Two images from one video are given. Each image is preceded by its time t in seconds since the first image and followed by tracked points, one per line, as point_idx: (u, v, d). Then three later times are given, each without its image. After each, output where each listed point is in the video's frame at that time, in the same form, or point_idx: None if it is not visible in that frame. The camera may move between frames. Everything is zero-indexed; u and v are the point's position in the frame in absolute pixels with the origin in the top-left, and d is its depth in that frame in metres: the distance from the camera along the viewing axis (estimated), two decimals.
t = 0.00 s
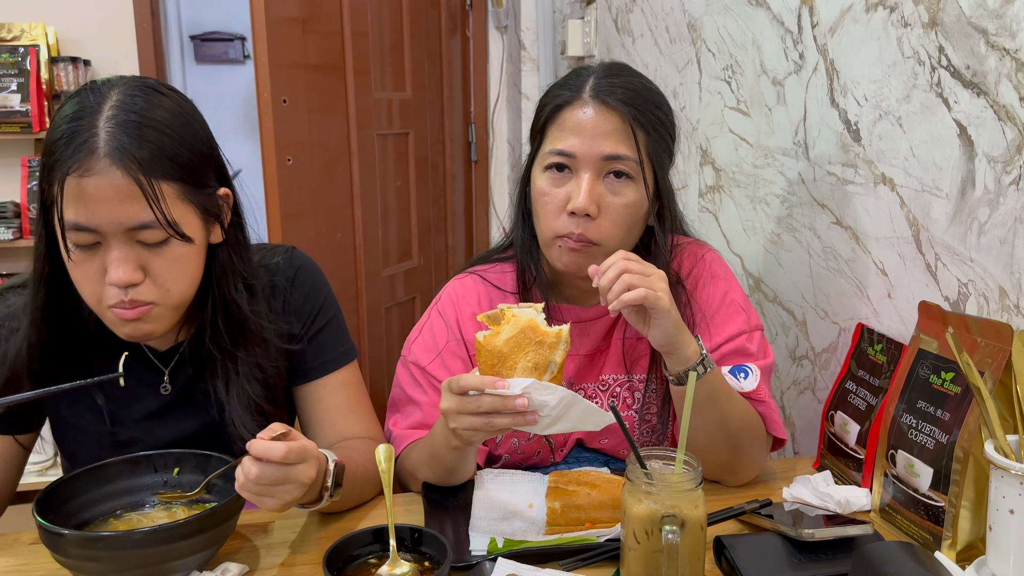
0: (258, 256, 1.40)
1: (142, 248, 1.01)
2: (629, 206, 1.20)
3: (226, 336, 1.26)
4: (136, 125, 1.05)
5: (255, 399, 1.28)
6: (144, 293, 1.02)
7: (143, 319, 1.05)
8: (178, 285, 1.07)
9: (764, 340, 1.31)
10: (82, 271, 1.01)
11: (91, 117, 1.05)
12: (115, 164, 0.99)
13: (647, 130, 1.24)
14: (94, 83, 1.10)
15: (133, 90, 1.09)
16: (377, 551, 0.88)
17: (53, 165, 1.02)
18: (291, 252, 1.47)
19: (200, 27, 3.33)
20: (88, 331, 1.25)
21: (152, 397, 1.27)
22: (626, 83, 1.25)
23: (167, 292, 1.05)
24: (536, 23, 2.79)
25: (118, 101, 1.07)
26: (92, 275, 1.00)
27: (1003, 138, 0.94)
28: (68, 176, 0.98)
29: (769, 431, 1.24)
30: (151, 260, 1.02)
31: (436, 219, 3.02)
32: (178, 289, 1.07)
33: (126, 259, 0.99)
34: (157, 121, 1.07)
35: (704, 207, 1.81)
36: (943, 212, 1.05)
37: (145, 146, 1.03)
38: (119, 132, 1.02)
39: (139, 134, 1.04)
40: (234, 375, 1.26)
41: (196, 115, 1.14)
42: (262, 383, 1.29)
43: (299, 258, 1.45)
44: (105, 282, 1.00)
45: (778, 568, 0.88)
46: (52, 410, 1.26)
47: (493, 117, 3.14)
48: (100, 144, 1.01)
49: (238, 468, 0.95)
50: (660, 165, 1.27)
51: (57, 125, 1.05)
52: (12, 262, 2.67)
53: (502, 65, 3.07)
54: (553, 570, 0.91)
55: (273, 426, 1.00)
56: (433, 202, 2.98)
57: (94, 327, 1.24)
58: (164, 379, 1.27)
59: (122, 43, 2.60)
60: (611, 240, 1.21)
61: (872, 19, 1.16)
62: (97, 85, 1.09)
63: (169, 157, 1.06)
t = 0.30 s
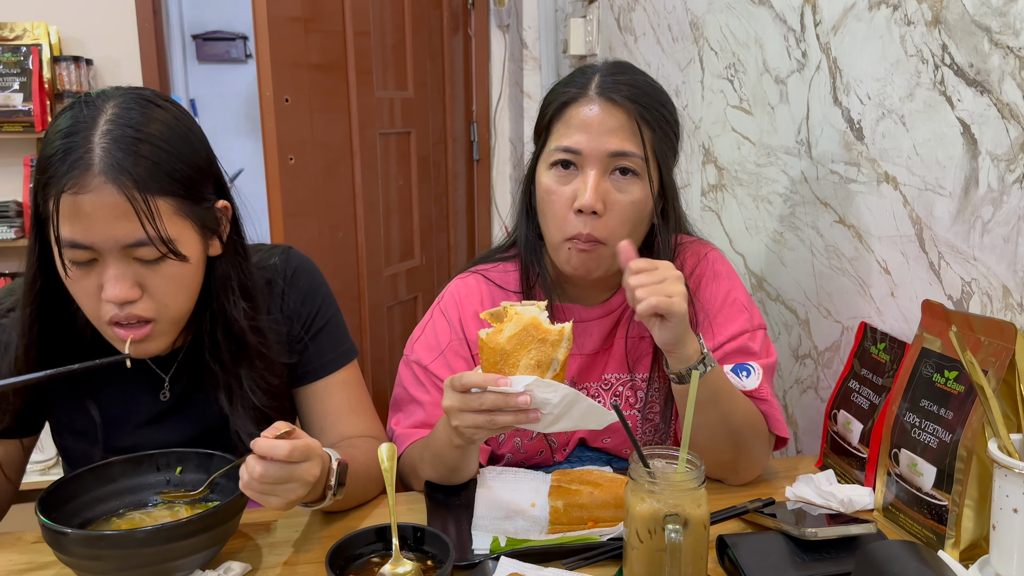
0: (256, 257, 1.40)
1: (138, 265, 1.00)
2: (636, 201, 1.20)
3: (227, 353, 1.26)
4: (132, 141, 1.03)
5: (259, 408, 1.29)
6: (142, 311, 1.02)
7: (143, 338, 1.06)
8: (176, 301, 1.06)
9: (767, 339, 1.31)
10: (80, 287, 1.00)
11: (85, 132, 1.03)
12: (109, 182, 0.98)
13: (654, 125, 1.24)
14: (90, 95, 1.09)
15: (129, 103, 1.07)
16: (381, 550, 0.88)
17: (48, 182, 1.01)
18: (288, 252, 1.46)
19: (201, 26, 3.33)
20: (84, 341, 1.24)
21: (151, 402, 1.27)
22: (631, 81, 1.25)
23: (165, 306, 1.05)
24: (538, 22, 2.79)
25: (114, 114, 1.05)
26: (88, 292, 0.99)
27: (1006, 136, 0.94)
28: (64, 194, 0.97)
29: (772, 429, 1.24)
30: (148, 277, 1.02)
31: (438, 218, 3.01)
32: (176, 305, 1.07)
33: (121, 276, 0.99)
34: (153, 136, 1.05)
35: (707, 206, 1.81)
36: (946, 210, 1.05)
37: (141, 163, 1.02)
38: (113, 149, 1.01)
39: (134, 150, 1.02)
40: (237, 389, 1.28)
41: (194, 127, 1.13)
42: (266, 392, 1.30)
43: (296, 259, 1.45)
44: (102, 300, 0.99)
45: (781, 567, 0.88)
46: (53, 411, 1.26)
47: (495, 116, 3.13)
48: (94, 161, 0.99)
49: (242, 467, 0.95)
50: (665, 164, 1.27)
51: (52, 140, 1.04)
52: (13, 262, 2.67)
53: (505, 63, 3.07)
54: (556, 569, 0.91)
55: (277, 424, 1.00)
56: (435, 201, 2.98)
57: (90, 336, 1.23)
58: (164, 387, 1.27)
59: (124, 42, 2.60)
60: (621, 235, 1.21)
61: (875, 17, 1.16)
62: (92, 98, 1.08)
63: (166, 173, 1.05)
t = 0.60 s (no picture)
0: (253, 257, 1.39)
1: (131, 277, 1.00)
2: (640, 201, 1.20)
3: (212, 364, 1.25)
4: (123, 152, 1.03)
5: (243, 423, 1.27)
6: (135, 321, 1.03)
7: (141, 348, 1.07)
8: (171, 313, 1.07)
9: (769, 337, 1.31)
10: (72, 297, 1.01)
11: (76, 143, 1.03)
12: (99, 194, 0.98)
13: (657, 125, 1.25)
14: (84, 102, 1.08)
15: (120, 111, 1.07)
16: (382, 548, 0.88)
17: (40, 194, 1.01)
18: (286, 252, 1.45)
19: (202, 26, 3.33)
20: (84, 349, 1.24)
21: (151, 404, 1.27)
22: (634, 79, 1.25)
23: (158, 319, 1.06)
24: (540, 21, 2.78)
25: (104, 123, 1.05)
26: (82, 301, 0.99)
27: (1009, 135, 0.94)
28: (55, 207, 0.97)
29: (775, 428, 1.24)
30: (141, 287, 1.02)
31: (439, 217, 3.01)
32: (169, 317, 1.07)
33: (113, 288, 0.99)
34: (144, 147, 1.05)
35: (709, 205, 1.81)
36: (948, 209, 1.05)
37: (132, 175, 1.02)
38: (103, 160, 1.01)
39: (125, 161, 1.02)
40: (223, 399, 1.26)
41: (186, 135, 1.12)
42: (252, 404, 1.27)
43: (293, 258, 1.44)
44: (96, 310, 0.99)
45: (783, 566, 0.88)
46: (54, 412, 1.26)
47: (496, 115, 3.13)
48: (85, 173, 0.99)
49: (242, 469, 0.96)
50: (666, 163, 1.27)
51: (43, 151, 1.04)
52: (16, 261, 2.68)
53: (506, 62, 3.07)
54: (558, 568, 0.91)
55: (274, 426, 1.00)
56: (436, 200, 2.98)
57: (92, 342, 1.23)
58: (164, 389, 1.28)
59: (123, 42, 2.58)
60: (624, 235, 1.21)
61: (877, 16, 1.16)
62: (84, 107, 1.07)
63: (158, 183, 1.04)
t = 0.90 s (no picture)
0: (254, 256, 1.39)
1: (135, 275, 1.00)
2: (641, 202, 1.20)
3: (210, 363, 1.25)
4: (125, 151, 1.03)
5: (238, 424, 1.26)
6: (141, 319, 1.02)
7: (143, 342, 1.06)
8: (174, 308, 1.07)
9: (769, 337, 1.31)
10: (76, 296, 1.01)
11: (79, 142, 1.03)
12: (102, 193, 0.98)
13: (659, 126, 1.25)
14: (86, 102, 1.09)
15: (123, 110, 1.07)
16: (383, 548, 0.88)
17: (43, 194, 1.01)
18: (286, 251, 1.45)
19: (202, 25, 3.34)
20: (86, 348, 1.23)
21: (153, 403, 1.28)
22: (634, 80, 1.25)
23: (164, 315, 1.06)
24: (540, 20, 2.79)
25: (107, 123, 1.05)
26: (87, 300, 1.00)
27: (1009, 135, 0.94)
28: (59, 206, 0.97)
29: (775, 428, 1.24)
30: (145, 285, 1.02)
31: (439, 217, 3.01)
32: (174, 313, 1.07)
33: (118, 285, 0.99)
34: (146, 146, 1.05)
35: (709, 205, 1.81)
36: (949, 209, 1.05)
37: (135, 173, 1.02)
38: (106, 159, 1.01)
39: (127, 160, 1.02)
40: (223, 398, 1.26)
41: (188, 134, 1.12)
42: (250, 405, 1.27)
43: (294, 258, 1.44)
44: (101, 308, 0.99)
45: (783, 566, 0.88)
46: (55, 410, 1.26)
47: (496, 115, 3.13)
48: (88, 171, 0.99)
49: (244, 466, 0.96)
50: (667, 163, 1.27)
51: (46, 150, 1.04)
52: (17, 261, 2.69)
53: (506, 62, 3.06)
54: (558, 568, 0.91)
55: (278, 422, 1.00)
56: (436, 199, 2.98)
57: (93, 343, 1.23)
58: (165, 388, 1.28)
59: (123, 40, 2.58)
60: (625, 236, 1.21)
61: (877, 16, 1.15)
62: (87, 106, 1.07)
63: (159, 182, 1.04)
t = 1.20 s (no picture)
0: (255, 256, 1.39)
1: (138, 270, 1.00)
2: (640, 200, 1.20)
3: (216, 358, 1.25)
4: (129, 148, 1.03)
5: (251, 417, 1.26)
6: (142, 313, 1.02)
7: (142, 338, 1.05)
8: (177, 305, 1.06)
9: (769, 337, 1.31)
10: (79, 292, 1.01)
11: (84, 139, 1.03)
12: (106, 189, 0.98)
13: (657, 124, 1.25)
14: (90, 99, 1.08)
15: (127, 107, 1.07)
16: (383, 548, 0.88)
17: (47, 190, 1.01)
18: (288, 251, 1.45)
19: (202, 25, 3.34)
20: (88, 343, 1.24)
21: (154, 402, 1.28)
22: (633, 77, 1.26)
23: (166, 313, 1.05)
24: (540, 20, 2.79)
25: (112, 120, 1.05)
26: (90, 296, 1.00)
27: (1009, 134, 0.94)
28: (63, 201, 0.97)
29: (775, 428, 1.24)
30: (149, 281, 1.02)
31: (439, 217, 3.01)
32: (176, 309, 1.06)
33: (121, 281, 0.99)
34: (151, 142, 1.05)
35: (709, 204, 1.81)
36: (949, 209, 1.05)
37: (139, 170, 1.02)
38: (110, 156, 1.01)
39: (131, 157, 1.02)
40: (229, 394, 1.26)
41: (193, 131, 1.12)
42: (260, 401, 1.27)
43: (296, 257, 1.44)
44: (103, 304, 0.99)
45: (783, 565, 0.88)
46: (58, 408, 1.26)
47: (496, 115, 3.13)
48: (93, 168, 0.99)
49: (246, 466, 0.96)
50: (666, 162, 1.27)
51: (51, 146, 1.04)
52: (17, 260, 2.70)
53: (506, 62, 3.06)
54: (558, 568, 0.91)
55: (279, 422, 1.00)
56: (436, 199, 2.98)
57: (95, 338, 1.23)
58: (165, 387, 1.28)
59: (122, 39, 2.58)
60: (624, 235, 1.21)
61: (878, 15, 1.15)
62: (91, 102, 1.07)
63: (164, 179, 1.04)
